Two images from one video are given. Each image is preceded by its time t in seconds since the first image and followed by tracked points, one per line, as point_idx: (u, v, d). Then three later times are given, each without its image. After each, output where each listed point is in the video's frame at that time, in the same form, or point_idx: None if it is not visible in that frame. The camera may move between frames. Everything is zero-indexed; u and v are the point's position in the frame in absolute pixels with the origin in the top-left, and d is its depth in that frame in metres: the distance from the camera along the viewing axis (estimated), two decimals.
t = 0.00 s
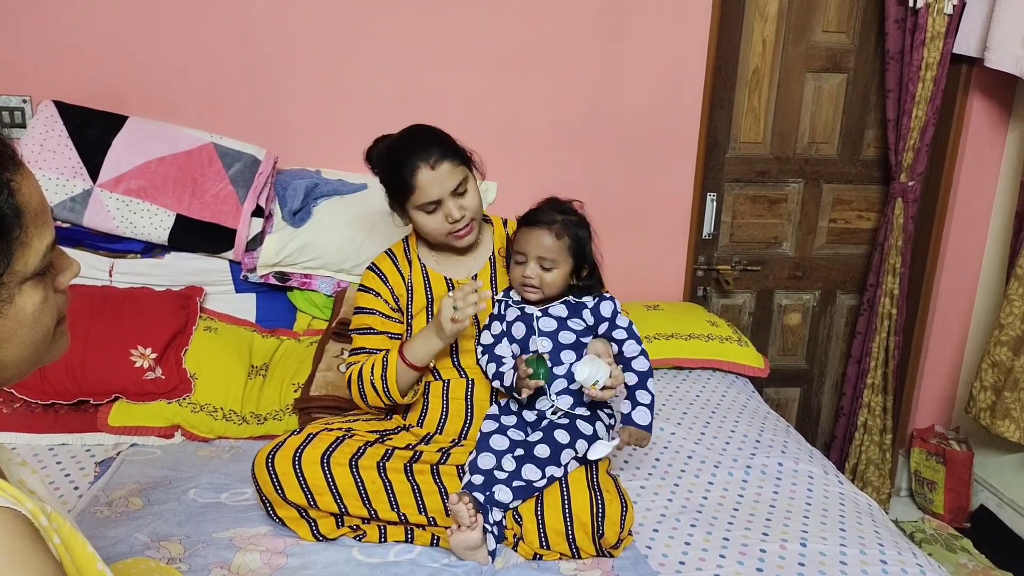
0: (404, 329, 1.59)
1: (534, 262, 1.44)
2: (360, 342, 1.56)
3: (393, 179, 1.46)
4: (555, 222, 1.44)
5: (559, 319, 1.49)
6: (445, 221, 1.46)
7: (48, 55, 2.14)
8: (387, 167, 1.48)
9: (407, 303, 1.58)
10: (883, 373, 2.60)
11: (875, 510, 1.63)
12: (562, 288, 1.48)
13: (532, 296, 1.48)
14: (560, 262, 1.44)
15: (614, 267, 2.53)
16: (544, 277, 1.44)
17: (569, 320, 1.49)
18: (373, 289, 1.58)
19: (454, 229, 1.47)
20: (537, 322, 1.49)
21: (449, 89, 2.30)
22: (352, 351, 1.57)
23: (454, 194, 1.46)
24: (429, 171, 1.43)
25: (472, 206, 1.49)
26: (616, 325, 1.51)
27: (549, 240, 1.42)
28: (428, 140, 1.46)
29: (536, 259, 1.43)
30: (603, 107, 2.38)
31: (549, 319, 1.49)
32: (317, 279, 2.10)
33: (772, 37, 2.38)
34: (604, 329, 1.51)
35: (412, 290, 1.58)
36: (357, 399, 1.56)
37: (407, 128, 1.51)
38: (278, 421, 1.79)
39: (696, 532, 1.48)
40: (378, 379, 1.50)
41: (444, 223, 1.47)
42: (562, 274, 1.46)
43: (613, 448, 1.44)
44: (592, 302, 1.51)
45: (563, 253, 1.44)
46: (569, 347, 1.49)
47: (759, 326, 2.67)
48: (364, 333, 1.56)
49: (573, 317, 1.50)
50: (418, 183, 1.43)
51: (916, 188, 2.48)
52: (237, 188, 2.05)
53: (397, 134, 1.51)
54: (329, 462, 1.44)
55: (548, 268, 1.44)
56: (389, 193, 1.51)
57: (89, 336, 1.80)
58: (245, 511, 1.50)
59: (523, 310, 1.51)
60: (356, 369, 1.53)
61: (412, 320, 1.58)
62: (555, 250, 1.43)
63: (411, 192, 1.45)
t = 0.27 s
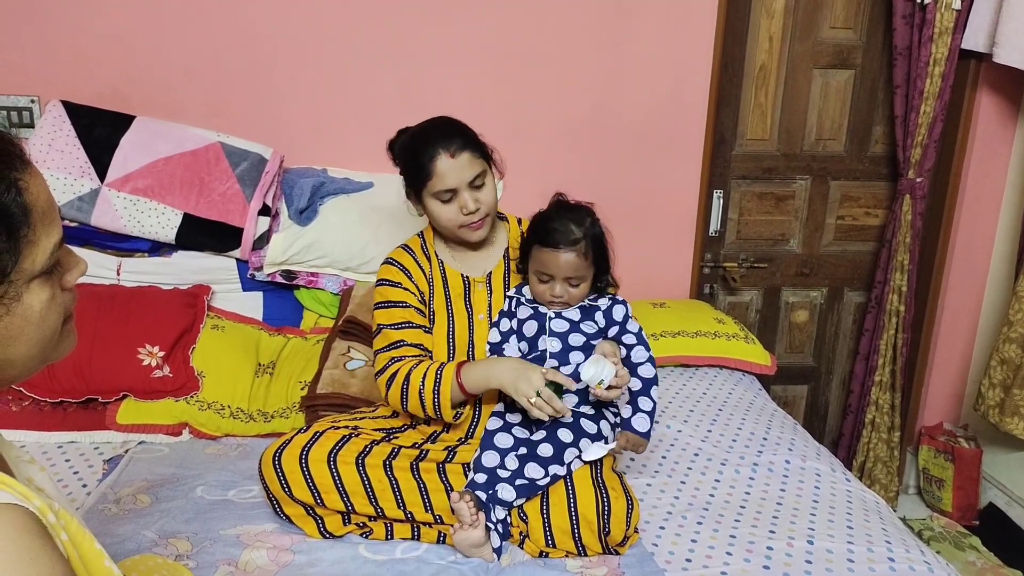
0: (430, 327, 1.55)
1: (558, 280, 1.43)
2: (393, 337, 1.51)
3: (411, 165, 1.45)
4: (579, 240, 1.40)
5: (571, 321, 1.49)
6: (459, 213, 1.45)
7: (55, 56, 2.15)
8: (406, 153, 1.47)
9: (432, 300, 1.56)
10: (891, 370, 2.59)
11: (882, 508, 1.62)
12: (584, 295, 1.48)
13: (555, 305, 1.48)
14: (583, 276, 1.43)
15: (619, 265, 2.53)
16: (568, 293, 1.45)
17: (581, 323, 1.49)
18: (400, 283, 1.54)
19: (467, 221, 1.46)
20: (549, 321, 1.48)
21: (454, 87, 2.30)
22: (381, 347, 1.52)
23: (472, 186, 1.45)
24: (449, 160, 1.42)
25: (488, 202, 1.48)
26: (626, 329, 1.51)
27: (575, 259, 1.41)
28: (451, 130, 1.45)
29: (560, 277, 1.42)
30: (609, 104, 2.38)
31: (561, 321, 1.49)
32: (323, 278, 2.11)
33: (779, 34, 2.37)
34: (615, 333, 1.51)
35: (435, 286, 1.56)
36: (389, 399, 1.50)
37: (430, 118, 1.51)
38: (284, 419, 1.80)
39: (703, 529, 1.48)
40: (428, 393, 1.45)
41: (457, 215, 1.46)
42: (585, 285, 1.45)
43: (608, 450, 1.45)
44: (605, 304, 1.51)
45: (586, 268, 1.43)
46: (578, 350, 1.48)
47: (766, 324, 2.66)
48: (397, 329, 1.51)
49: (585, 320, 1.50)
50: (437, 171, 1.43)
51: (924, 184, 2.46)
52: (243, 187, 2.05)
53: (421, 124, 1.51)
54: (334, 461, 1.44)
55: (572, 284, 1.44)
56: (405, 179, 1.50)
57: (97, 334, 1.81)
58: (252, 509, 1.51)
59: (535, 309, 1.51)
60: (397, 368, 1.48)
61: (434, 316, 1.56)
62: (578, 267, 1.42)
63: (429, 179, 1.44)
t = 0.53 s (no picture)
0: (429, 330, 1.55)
1: (563, 285, 1.43)
2: (389, 341, 1.51)
3: (420, 170, 1.45)
4: (583, 244, 1.40)
5: (577, 324, 1.50)
6: (466, 220, 1.45)
7: (55, 56, 2.15)
8: (414, 158, 1.46)
9: (432, 303, 1.55)
10: (891, 369, 2.59)
11: (882, 507, 1.62)
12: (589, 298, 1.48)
13: (561, 308, 1.48)
14: (588, 280, 1.43)
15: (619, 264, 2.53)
16: (574, 297, 1.45)
17: (588, 326, 1.50)
18: (400, 286, 1.53)
19: (474, 229, 1.46)
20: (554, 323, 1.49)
21: (454, 87, 2.30)
22: (379, 352, 1.52)
23: (480, 194, 1.45)
24: (458, 167, 1.42)
25: (496, 209, 1.48)
26: (632, 334, 1.51)
27: (580, 264, 1.40)
28: (461, 136, 1.45)
29: (565, 283, 1.42)
30: (609, 105, 2.38)
31: (568, 323, 1.50)
32: (323, 278, 2.11)
33: (779, 33, 2.37)
34: (621, 337, 1.51)
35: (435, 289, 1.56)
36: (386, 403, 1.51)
37: (439, 123, 1.50)
38: (284, 419, 1.80)
39: (702, 530, 1.48)
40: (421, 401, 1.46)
41: (465, 222, 1.45)
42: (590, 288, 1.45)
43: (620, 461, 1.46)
44: (611, 308, 1.51)
45: (590, 272, 1.42)
46: (583, 351, 1.49)
47: (766, 324, 2.66)
48: (394, 333, 1.51)
49: (592, 323, 1.50)
50: (446, 178, 1.42)
51: (925, 183, 2.46)
52: (243, 188, 2.05)
53: (430, 128, 1.50)
54: (335, 461, 1.44)
55: (577, 288, 1.44)
56: (412, 184, 1.49)
57: (97, 335, 1.81)
58: (252, 509, 1.51)
59: (542, 311, 1.51)
60: (391, 374, 1.49)
61: (434, 319, 1.55)
62: (583, 271, 1.41)
63: (437, 186, 1.43)
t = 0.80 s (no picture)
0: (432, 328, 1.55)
1: (571, 281, 1.43)
2: (393, 339, 1.51)
3: (426, 168, 1.44)
4: (591, 242, 1.40)
5: (580, 321, 1.49)
6: (471, 219, 1.45)
7: (55, 54, 2.15)
8: (421, 155, 1.46)
9: (434, 300, 1.55)
10: (892, 366, 2.58)
11: (884, 504, 1.62)
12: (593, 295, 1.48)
13: (565, 304, 1.48)
14: (595, 277, 1.43)
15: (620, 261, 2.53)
16: (580, 294, 1.45)
17: (590, 323, 1.50)
18: (402, 284, 1.53)
19: (478, 229, 1.46)
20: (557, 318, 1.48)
21: (454, 85, 2.30)
22: (382, 350, 1.52)
23: (486, 194, 1.45)
24: (465, 166, 1.42)
25: (500, 210, 1.48)
26: (633, 332, 1.51)
27: (588, 260, 1.40)
28: (469, 136, 1.45)
29: (573, 279, 1.42)
30: (610, 101, 2.37)
31: (570, 319, 1.49)
32: (324, 276, 2.11)
33: (779, 30, 2.37)
34: (621, 335, 1.51)
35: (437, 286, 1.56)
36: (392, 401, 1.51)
37: (446, 122, 1.50)
38: (286, 417, 1.80)
39: (704, 526, 1.48)
40: (435, 401, 1.46)
41: (470, 222, 1.45)
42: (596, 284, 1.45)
43: (617, 460, 1.46)
44: (613, 306, 1.52)
45: (598, 268, 1.42)
46: (585, 348, 1.49)
47: (767, 320, 2.66)
48: (398, 331, 1.51)
49: (594, 320, 1.50)
50: (453, 176, 1.42)
51: (926, 180, 2.45)
52: (244, 186, 2.05)
53: (437, 127, 1.50)
54: (337, 458, 1.44)
55: (584, 284, 1.44)
56: (417, 181, 1.49)
57: (98, 333, 1.81)
58: (253, 507, 1.51)
59: (545, 307, 1.50)
60: (399, 373, 1.48)
61: (437, 317, 1.55)
62: (591, 268, 1.41)
63: (443, 184, 1.43)
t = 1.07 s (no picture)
0: (425, 324, 1.56)
1: (567, 278, 1.43)
2: (386, 335, 1.51)
3: (430, 162, 1.44)
4: (589, 237, 1.40)
5: (577, 316, 1.50)
6: (471, 216, 1.44)
7: (52, 51, 2.15)
8: (425, 149, 1.46)
9: (428, 296, 1.55)
10: (889, 365, 2.59)
11: (879, 503, 1.63)
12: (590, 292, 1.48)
13: (562, 300, 1.48)
14: (592, 273, 1.43)
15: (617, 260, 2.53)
16: (577, 290, 1.44)
17: (587, 319, 1.50)
18: (396, 279, 1.54)
19: (477, 226, 1.46)
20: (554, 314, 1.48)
21: (452, 83, 2.30)
22: (376, 344, 1.52)
23: (488, 192, 1.45)
24: (470, 163, 1.42)
25: (500, 209, 1.48)
26: (630, 327, 1.51)
27: (585, 256, 1.40)
28: (475, 133, 1.45)
29: (570, 275, 1.42)
30: (608, 100, 2.37)
31: (567, 315, 1.49)
32: (321, 274, 2.11)
33: (778, 28, 2.37)
34: (618, 330, 1.51)
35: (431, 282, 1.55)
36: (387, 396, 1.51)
37: (453, 117, 1.50)
38: (282, 415, 1.80)
39: (700, 525, 1.48)
40: (428, 398, 1.47)
41: (469, 219, 1.45)
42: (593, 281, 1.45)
43: (615, 456, 1.45)
44: (610, 301, 1.51)
45: (595, 264, 1.42)
46: (582, 344, 1.49)
47: (764, 319, 2.66)
48: (392, 327, 1.52)
49: (591, 316, 1.50)
50: (457, 172, 1.42)
51: (924, 179, 2.46)
52: (241, 183, 2.05)
53: (442, 121, 1.49)
54: (333, 457, 1.44)
55: (581, 280, 1.44)
56: (419, 174, 1.48)
57: (95, 331, 1.81)
58: (250, 505, 1.51)
59: (542, 303, 1.50)
60: (393, 367, 1.49)
61: (431, 313, 1.56)
62: (588, 264, 1.41)
63: (446, 179, 1.43)
